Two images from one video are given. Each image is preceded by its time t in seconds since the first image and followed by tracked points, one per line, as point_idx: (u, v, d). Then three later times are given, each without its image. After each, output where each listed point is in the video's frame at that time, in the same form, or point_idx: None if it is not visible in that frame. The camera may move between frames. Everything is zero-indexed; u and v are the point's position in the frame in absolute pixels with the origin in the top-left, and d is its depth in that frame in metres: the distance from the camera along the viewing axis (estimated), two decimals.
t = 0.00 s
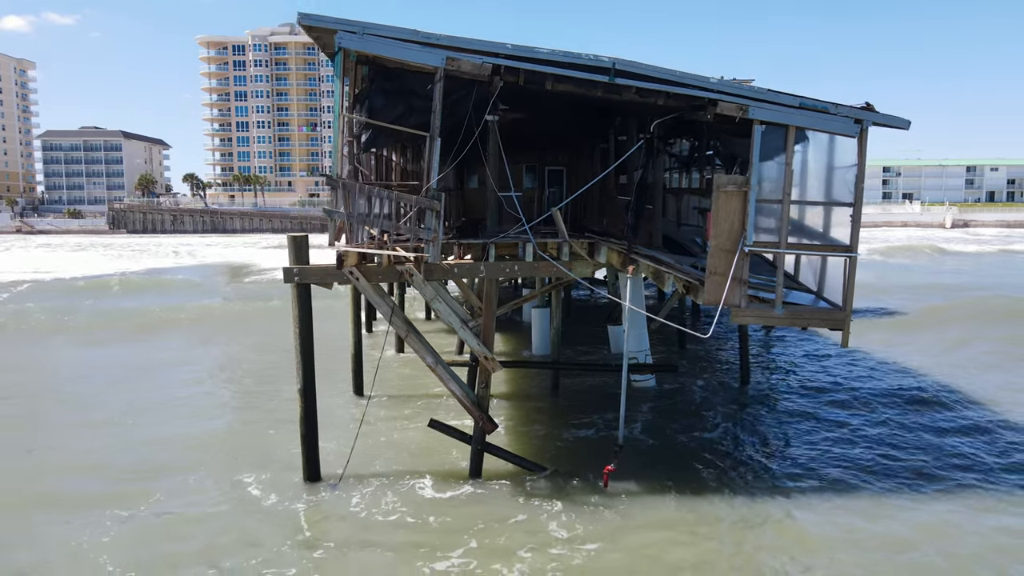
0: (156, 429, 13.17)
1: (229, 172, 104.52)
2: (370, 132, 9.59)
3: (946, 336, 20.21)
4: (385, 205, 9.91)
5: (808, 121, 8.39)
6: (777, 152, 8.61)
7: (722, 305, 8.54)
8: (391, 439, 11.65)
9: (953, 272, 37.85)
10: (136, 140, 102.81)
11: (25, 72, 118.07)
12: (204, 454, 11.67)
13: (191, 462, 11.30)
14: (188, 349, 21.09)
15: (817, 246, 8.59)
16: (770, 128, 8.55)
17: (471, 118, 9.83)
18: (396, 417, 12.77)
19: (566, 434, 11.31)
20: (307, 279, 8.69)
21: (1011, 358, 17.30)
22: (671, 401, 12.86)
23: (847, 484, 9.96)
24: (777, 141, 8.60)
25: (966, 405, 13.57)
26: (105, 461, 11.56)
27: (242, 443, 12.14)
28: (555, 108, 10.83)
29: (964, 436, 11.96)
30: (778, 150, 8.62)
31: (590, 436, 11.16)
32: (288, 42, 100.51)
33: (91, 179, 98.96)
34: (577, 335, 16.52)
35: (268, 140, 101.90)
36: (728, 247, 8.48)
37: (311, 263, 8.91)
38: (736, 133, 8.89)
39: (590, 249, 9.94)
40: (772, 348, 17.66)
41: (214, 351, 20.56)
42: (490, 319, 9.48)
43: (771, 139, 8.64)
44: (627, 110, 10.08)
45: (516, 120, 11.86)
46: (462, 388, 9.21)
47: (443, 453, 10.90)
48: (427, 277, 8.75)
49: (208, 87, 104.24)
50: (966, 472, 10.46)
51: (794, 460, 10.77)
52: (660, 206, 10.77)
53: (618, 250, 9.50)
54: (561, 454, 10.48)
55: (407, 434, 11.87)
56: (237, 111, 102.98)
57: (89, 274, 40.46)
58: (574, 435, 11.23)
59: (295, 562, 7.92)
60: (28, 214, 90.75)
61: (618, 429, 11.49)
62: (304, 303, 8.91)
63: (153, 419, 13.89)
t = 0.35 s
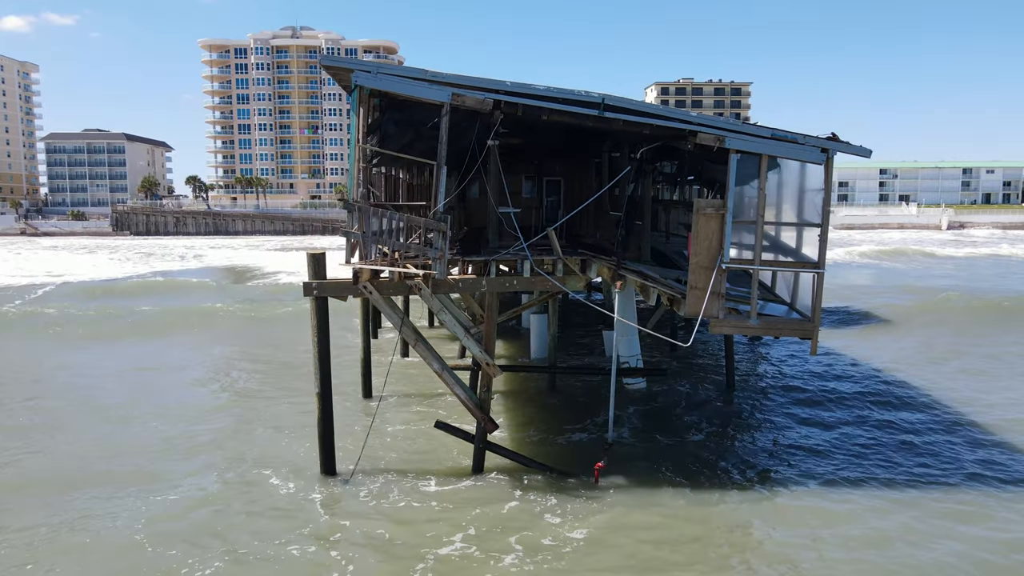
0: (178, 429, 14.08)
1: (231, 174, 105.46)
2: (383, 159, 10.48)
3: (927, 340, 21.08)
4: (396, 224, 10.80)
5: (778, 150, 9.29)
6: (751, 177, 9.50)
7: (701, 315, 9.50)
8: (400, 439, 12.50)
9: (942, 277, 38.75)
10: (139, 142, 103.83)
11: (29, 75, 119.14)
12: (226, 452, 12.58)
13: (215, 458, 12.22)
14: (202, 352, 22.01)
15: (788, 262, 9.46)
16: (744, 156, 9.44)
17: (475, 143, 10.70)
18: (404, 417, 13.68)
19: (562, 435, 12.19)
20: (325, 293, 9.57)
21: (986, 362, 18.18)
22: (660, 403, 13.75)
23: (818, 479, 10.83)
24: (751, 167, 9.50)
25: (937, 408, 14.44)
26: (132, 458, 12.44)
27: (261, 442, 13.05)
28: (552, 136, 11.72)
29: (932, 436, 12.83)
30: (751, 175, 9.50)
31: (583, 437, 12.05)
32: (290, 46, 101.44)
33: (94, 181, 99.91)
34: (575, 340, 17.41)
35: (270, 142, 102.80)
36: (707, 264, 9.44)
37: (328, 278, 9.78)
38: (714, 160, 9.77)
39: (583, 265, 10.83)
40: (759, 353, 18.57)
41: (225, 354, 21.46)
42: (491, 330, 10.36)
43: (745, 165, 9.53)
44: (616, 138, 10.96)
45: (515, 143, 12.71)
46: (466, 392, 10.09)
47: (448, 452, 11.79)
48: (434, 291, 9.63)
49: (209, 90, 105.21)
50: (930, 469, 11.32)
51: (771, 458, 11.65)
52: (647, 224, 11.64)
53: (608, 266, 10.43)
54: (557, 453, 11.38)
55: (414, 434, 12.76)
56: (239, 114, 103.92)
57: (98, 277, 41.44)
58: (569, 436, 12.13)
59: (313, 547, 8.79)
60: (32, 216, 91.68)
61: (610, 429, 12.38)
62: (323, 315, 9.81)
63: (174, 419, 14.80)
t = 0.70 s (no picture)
0: (197, 427, 15.02)
1: (233, 176, 106.37)
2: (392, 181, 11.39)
3: (910, 343, 22.01)
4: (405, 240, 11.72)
5: (753, 174, 10.19)
6: (729, 199, 10.39)
7: (684, 325, 10.43)
8: (406, 438, 13.43)
9: (931, 281, 39.70)
10: (142, 144, 104.78)
11: (33, 78, 120.13)
12: (244, 448, 13.51)
13: (234, 454, 13.16)
14: (213, 354, 22.95)
15: (763, 277, 10.34)
16: (723, 180, 10.35)
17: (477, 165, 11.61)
18: (410, 417, 14.62)
19: (558, 434, 13.12)
20: (340, 304, 10.49)
21: (964, 366, 19.06)
22: (649, 405, 14.68)
23: (795, 475, 11.72)
24: (729, 189, 10.40)
25: (913, 410, 15.31)
26: (158, 454, 13.34)
27: (276, 439, 13.98)
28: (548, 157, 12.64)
29: (904, 436, 13.72)
30: (730, 196, 10.39)
31: (577, 436, 12.97)
32: (291, 49, 102.29)
33: (97, 183, 100.83)
34: (571, 345, 18.34)
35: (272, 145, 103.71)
36: (689, 278, 10.44)
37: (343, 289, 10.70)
38: (696, 182, 10.69)
39: (577, 277, 11.75)
40: (747, 357, 19.50)
41: (236, 357, 22.40)
42: (493, 338, 11.28)
43: (724, 188, 10.42)
44: (608, 160, 11.88)
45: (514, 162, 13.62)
46: (469, 395, 11.00)
47: (451, 449, 12.72)
48: (440, 302, 10.52)
49: (212, 93, 106.17)
50: (900, 467, 12.21)
51: (753, 456, 12.52)
52: (636, 239, 12.55)
53: (599, 280, 11.39)
54: (553, 451, 12.31)
55: (419, 433, 13.69)
56: (241, 117, 104.81)
57: (108, 280, 42.41)
58: (564, 435, 13.06)
59: (330, 536, 9.63)
60: (36, 218, 92.68)
61: (602, 429, 13.31)
62: (338, 324, 10.73)
63: (192, 418, 15.74)
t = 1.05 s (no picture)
0: (214, 426, 15.94)
1: (235, 178, 107.31)
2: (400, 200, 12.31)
3: (891, 346, 23.02)
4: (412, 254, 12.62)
5: (732, 195, 11.13)
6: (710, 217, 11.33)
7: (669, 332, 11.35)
8: (412, 436, 14.37)
9: (919, 284, 40.73)
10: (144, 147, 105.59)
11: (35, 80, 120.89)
12: (260, 445, 14.45)
13: (251, 450, 14.10)
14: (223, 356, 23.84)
15: (740, 288, 11.30)
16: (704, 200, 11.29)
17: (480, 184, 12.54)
18: (414, 417, 15.57)
19: (554, 433, 14.06)
20: (353, 313, 11.39)
21: (940, 368, 20.07)
22: (640, 406, 15.65)
23: (772, 470, 12.71)
24: (710, 208, 11.34)
25: (888, 410, 16.30)
26: (180, 450, 14.28)
27: (289, 437, 14.92)
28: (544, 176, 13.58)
29: (878, 434, 14.71)
30: (710, 214, 11.33)
31: (572, 435, 13.91)
32: (293, 52, 103.34)
33: (100, 185, 101.73)
34: (567, 349, 19.29)
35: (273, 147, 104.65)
36: (674, 289, 11.30)
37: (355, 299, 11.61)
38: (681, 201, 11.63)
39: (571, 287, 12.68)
40: (734, 361, 20.48)
41: (246, 359, 23.32)
42: (493, 344, 12.20)
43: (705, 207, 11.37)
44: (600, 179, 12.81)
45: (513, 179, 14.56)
46: (471, 398, 11.92)
47: (454, 446, 13.66)
48: (445, 312, 11.43)
49: (214, 96, 107.04)
50: (870, 462, 13.21)
51: (735, 453, 13.49)
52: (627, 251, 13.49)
53: (591, 290, 12.29)
54: (549, 448, 13.26)
55: (424, 432, 14.63)
56: (243, 119, 105.76)
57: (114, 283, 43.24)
58: (559, 434, 14.00)
59: (347, 525, 10.57)
60: (40, 220, 93.58)
61: (595, 428, 14.26)
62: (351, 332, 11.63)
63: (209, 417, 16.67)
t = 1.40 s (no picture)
0: (231, 424, 16.87)
1: (237, 180, 108.23)
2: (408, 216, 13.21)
3: (874, 348, 24.06)
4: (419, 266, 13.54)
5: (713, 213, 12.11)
6: (693, 232, 12.30)
7: (656, 339, 12.33)
8: (419, 433, 15.36)
9: (907, 287, 41.81)
10: (147, 149, 106.49)
11: (37, 82, 121.82)
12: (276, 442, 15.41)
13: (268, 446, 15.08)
14: (234, 357, 24.80)
15: (721, 299, 12.30)
16: (688, 217, 12.27)
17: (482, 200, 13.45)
18: (421, 416, 16.56)
19: (550, 431, 15.05)
20: (365, 320, 12.32)
21: (917, 368, 21.13)
22: (632, 407, 16.63)
23: (753, 464, 13.73)
24: (692, 225, 12.32)
25: (866, 409, 17.32)
26: (201, 446, 15.22)
27: (302, 434, 15.90)
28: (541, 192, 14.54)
29: (854, 430, 15.75)
30: (693, 230, 12.31)
31: (567, 433, 14.89)
32: (294, 56, 104.39)
33: (103, 187, 102.52)
34: (563, 353, 20.28)
35: (275, 149, 105.63)
36: (659, 299, 12.32)
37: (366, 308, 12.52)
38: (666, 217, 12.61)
39: (566, 296, 13.65)
40: (722, 364, 21.56)
41: (255, 360, 24.30)
42: (494, 349, 13.17)
43: (688, 224, 12.34)
44: (594, 197, 13.75)
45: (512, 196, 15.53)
46: (474, 398, 12.89)
47: (458, 443, 14.67)
48: (450, 319, 12.37)
49: (216, 99, 108.02)
50: (845, 456, 14.24)
51: (720, 449, 14.49)
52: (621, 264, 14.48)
53: (583, 300, 13.29)
54: (546, 444, 14.25)
55: (430, 429, 15.64)
56: (245, 122, 106.72)
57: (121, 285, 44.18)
58: (555, 432, 14.99)
59: (363, 515, 11.53)
60: (44, 222, 94.38)
61: (588, 427, 15.26)
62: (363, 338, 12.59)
63: (225, 416, 17.61)
